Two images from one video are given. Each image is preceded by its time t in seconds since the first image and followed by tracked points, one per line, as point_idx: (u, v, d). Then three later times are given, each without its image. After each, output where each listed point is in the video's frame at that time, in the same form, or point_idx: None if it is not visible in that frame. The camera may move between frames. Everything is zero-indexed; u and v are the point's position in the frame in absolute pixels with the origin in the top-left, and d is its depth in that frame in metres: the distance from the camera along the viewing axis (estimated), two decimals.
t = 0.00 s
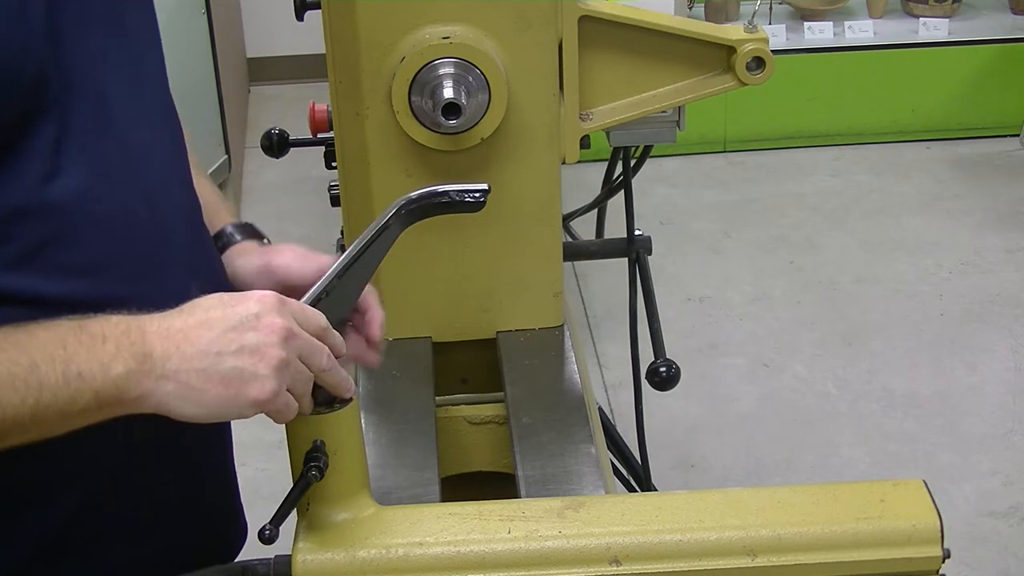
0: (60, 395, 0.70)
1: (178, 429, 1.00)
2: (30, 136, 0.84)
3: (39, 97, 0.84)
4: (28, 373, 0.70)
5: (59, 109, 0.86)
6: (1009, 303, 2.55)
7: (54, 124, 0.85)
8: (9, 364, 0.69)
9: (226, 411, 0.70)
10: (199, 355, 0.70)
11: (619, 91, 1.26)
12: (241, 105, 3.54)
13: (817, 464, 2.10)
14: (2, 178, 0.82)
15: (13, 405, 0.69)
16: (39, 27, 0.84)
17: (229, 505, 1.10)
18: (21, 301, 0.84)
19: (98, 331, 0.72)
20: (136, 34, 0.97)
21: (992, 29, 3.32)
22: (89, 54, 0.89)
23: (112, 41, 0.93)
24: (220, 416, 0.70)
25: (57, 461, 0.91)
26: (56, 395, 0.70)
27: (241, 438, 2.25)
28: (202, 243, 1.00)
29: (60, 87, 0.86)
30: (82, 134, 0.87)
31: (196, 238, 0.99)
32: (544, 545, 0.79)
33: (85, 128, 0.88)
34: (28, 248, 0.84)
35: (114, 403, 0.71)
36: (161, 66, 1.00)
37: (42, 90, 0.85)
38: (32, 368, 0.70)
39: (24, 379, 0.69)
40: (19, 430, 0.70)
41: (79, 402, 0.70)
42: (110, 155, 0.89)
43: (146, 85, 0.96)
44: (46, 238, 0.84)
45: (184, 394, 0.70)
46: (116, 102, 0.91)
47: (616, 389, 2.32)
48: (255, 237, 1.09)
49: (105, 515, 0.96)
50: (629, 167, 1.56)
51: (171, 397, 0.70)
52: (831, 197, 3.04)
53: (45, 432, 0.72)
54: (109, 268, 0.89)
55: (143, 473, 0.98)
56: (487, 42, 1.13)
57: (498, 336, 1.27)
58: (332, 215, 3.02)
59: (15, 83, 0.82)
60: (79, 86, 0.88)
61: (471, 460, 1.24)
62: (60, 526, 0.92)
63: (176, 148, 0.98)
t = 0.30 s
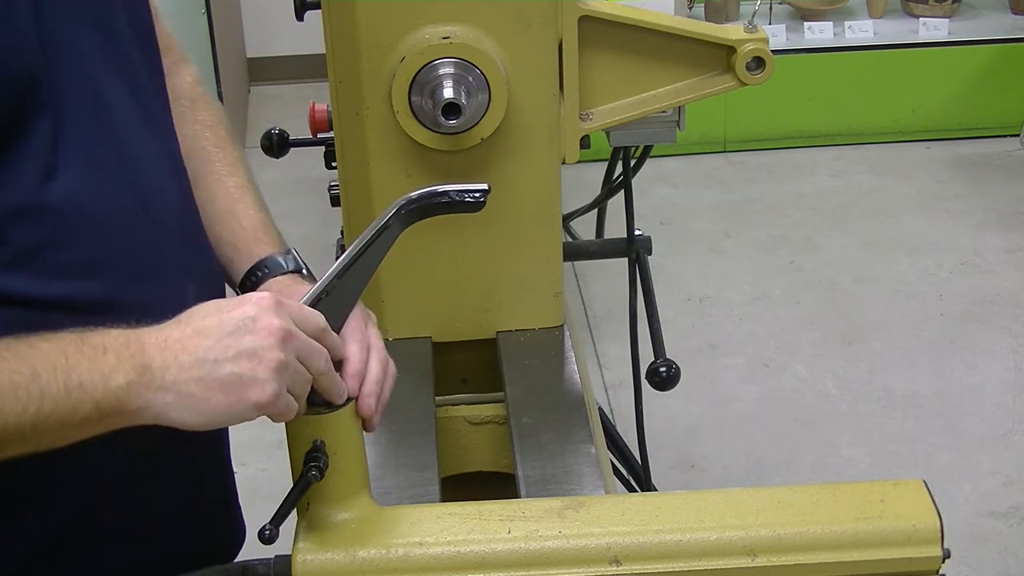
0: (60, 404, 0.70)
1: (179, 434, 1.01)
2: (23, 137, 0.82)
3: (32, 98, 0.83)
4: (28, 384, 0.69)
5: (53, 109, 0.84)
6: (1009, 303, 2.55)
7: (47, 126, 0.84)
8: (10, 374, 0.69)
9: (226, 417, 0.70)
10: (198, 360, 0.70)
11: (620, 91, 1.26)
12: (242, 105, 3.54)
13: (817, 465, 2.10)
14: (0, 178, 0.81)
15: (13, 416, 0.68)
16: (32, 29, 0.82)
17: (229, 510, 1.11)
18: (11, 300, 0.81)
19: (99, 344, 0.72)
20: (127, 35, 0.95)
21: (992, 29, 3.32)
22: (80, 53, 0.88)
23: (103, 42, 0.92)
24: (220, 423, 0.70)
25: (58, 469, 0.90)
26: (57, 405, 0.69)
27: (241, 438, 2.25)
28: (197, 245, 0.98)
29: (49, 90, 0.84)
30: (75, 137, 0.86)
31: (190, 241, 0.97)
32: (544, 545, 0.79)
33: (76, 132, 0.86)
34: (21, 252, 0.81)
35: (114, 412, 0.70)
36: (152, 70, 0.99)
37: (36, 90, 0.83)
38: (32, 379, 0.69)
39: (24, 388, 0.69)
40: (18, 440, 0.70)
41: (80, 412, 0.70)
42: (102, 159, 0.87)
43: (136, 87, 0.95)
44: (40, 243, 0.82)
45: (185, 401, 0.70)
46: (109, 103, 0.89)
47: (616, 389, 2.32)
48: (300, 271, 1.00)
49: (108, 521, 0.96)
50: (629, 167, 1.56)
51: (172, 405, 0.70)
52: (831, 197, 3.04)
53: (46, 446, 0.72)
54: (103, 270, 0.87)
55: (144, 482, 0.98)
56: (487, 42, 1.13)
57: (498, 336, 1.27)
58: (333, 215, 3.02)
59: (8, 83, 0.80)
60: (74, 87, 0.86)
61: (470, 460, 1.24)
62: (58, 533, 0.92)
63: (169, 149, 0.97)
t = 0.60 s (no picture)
0: (55, 401, 0.70)
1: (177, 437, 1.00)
2: (18, 141, 0.81)
3: (29, 102, 0.81)
4: (24, 379, 0.70)
5: (50, 114, 0.83)
6: (1009, 303, 2.55)
7: (43, 131, 0.82)
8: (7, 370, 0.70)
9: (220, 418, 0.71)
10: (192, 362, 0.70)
11: (619, 91, 1.26)
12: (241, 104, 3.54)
13: (817, 465, 2.10)
14: None
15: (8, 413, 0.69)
16: (27, 30, 0.81)
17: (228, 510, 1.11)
18: (9, 312, 0.81)
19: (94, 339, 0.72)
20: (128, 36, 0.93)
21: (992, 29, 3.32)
22: (79, 56, 0.86)
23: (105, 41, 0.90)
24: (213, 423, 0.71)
25: (52, 467, 0.90)
26: (52, 401, 0.70)
27: (241, 438, 2.25)
28: (194, 250, 0.96)
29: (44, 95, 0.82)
30: (74, 142, 0.84)
31: (187, 247, 0.95)
32: (544, 545, 0.79)
33: (70, 140, 0.84)
34: (16, 256, 0.80)
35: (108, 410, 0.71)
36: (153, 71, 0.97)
37: (30, 95, 0.81)
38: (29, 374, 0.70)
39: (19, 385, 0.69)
40: (14, 436, 0.71)
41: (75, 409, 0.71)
42: (96, 167, 0.85)
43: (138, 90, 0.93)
44: (32, 247, 0.81)
45: (179, 401, 0.71)
46: (108, 106, 0.88)
47: (616, 389, 2.32)
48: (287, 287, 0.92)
49: (106, 517, 0.96)
50: (629, 167, 1.56)
51: (165, 404, 0.71)
52: (832, 197, 3.04)
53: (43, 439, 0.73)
54: (96, 277, 0.86)
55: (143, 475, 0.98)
56: (487, 41, 1.13)
57: (498, 336, 1.27)
58: (333, 215, 3.02)
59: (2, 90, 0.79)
60: (70, 90, 0.84)
61: (470, 460, 1.24)
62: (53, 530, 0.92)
63: (167, 151, 0.95)
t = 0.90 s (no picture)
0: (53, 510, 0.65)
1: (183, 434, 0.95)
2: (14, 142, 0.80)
3: (28, 103, 0.81)
4: None
5: (48, 113, 0.83)
6: (1009, 303, 2.55)
7: (40, 133, 0.82)
8: None
9: None
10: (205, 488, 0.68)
11: (619, 91, 1.26)
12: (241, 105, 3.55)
13: (817, 465, 2.10)
14: None
15: None
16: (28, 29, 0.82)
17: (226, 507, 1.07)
18: (7, 314, 0.80)
19: (91, 455, 0.67)
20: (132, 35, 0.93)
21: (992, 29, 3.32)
22: (78, 57, 0.86)
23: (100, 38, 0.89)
24: None
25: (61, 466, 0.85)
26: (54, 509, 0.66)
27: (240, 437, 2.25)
28: (196, 252, 0.93)
29: (42, 96, 0.82)
30: (68, 143, 0.83)
31: (190, 247, 0.92)
32: (544, 545, 0.79)
33: (68, 144, 0.83)
34: (15, 258, 0.80)
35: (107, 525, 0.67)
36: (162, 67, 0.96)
37: (30, 95, 0.81)
38: None
39: None
40: None
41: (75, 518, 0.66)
42: (94, 172, 0.84)
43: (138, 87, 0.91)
44: (30, 250, 0.81)
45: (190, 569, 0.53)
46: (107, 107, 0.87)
47: (616, 389, 2.32)
48: (293, 285, 1.02)
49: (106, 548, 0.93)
50: (629, 167, 1.56)
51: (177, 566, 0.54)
52: (832, 197, 3.04)
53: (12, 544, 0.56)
54: (94, 276, 0.84)
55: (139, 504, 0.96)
56: (487, 41, 1.13)
57: (498, 336, 1.27)
58: (332, 215, 3.02)
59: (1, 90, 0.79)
60: (66, 91, 0.84)
61: (470, 460, 1.23)
62: (67, 572, 0.87)
63: (170, 149, 0.93)
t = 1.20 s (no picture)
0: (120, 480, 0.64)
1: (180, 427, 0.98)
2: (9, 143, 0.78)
3: (24, 103, 0.79)
4: None
5: (42, 116, 0.80)
6: (1009, 303, 2.55)
7: (36, 134, 0.80)
8: None
9: None
10: (274, 449, 0.69)
11: (619, 91, 1.26)
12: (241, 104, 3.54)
13: (817, 465, 2.10)
14: None
15: None
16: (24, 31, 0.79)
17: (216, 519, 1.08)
18: (9, 314, 0.79)
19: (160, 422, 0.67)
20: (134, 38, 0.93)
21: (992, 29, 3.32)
22: (75, 59, 0.85)
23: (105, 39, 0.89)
24: None
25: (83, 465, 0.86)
26: (120, 472, 0.64)
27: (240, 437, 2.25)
28: (194, 254, 0.95)
29: (42, 95, 0.81)
30: (64, 146, 0.82)
31: (189, 249, 0.94)
32: (544, 545, 0.79)
33: (66, 145, 0.82)
34: (15, 256, 0.79)
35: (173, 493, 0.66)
36: (160, 71, 0.97)
37: (25, 97, 0.79)
38: None
39: None
40: None
41: (135, 489, 0.65)
42: (93, 173, 0.84)
43: (139, 92, 0.92)
44: (30, 250, 0.79)
45: None
46: (106, 110, 0.87)
47: (616, 389, 2.32)
48: (297, 283, 1.02)
49: (102, 560, 0.94)
50: (629, 167, 1.56)
51: None
52: (832, 197, 3.04)
53: None
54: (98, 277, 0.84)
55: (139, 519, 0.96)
56: (487, 41, 1.13)
57: (498, 336, 1.27)
58: (332, 215, 3.02)
59: None
60: (65, 93, 0.83)
61: (470, 459, 1.23)
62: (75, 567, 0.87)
63: (168, 154, 0.94)
